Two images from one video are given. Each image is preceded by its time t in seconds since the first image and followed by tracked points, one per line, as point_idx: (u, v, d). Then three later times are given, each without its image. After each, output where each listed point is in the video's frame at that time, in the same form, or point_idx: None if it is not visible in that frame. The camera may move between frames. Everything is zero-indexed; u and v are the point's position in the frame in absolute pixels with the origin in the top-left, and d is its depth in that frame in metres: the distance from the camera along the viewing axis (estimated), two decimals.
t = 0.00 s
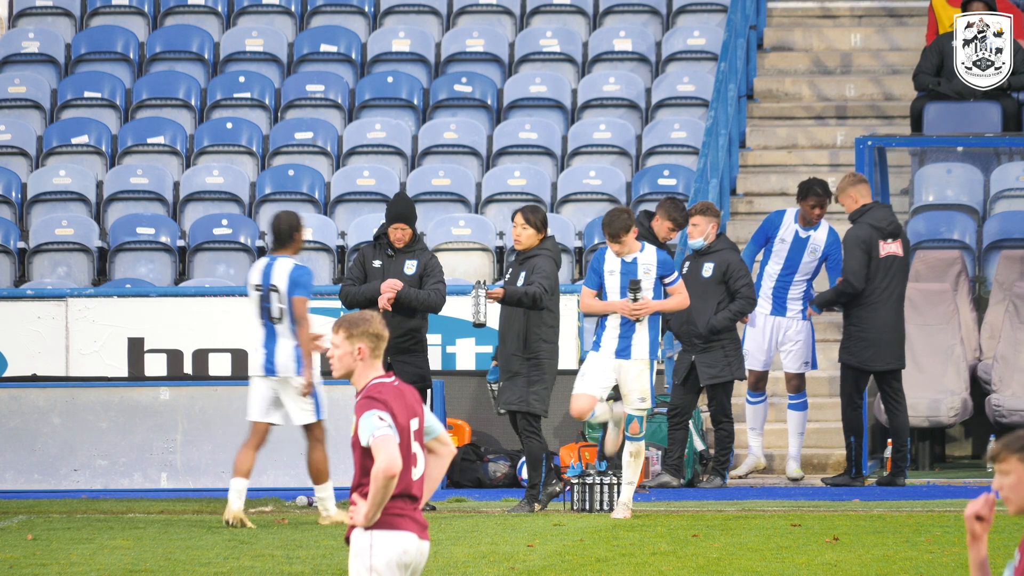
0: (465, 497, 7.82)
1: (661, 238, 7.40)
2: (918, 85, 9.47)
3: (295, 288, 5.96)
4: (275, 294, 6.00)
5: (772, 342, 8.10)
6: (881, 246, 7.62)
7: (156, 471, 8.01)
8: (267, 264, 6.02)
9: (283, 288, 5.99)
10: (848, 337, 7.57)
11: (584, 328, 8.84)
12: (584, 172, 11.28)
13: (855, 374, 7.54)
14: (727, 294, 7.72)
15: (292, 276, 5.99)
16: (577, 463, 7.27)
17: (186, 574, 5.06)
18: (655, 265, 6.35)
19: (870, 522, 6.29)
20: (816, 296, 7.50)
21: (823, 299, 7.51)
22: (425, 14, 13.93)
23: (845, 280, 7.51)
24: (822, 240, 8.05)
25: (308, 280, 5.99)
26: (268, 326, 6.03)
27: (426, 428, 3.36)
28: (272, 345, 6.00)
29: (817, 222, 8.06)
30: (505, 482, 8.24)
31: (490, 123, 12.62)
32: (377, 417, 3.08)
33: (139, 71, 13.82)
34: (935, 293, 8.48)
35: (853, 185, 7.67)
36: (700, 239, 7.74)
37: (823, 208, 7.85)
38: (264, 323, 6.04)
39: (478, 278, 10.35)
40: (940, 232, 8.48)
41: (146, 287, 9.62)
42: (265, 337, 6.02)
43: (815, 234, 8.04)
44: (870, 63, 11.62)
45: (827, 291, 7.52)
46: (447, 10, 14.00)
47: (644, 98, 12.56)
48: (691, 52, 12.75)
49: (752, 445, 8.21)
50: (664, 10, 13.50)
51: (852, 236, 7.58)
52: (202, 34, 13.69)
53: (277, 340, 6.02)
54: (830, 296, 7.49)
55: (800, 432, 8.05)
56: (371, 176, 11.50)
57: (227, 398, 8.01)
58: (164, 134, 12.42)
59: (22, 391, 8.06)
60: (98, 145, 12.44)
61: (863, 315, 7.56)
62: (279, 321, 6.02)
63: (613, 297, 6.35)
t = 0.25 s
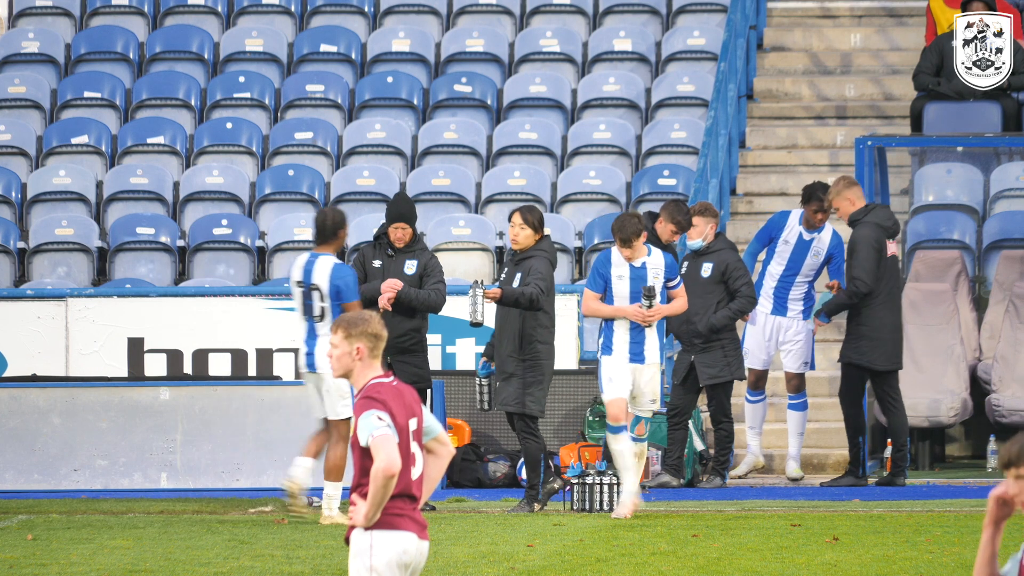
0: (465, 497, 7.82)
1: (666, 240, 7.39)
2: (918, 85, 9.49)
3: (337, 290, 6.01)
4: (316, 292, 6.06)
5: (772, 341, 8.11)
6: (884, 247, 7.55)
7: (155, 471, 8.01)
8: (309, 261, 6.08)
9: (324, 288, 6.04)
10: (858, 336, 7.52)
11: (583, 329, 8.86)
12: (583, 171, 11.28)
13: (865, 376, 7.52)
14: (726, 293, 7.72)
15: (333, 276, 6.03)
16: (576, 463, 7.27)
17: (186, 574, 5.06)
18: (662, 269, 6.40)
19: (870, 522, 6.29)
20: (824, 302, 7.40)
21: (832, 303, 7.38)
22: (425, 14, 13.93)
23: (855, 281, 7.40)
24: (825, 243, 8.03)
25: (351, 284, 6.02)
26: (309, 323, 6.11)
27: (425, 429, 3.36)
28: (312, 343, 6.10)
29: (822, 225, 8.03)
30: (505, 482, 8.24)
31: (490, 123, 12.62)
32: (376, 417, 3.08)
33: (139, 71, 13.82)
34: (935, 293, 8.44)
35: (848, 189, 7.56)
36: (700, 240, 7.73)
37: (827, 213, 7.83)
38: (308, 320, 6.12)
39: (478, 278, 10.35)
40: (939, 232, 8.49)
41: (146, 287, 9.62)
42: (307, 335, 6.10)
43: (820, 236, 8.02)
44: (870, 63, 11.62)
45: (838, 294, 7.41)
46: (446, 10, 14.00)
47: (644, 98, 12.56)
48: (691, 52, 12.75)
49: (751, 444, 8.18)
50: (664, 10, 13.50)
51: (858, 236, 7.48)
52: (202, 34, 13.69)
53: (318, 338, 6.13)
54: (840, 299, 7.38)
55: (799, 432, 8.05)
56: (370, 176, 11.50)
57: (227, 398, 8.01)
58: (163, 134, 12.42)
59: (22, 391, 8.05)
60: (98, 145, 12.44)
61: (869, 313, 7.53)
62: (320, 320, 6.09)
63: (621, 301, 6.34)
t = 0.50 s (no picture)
0: (465, 497, 7.82)
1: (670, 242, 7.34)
2: (918, 85, 9.49)
3: (380, 289, 5.76)
4: (359, 293, 5.79)
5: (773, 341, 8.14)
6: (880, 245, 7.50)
7: (155, 471, 8.01)
8: (351, 263, 5.79)
9: (367, 288, 5.78)
10: (858, 338, 7.46)
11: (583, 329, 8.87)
12: (583, 171, 11.28)
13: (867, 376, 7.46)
14: (727, 291, 7.72)
15: (375, 277, 5.76)
16: (576, 462, 7.28)
17: (185, 574, 5.06)
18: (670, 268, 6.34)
19: (870, 522, 6.29)
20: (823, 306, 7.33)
21: (832, 306, 7.31)
22: (425, 14, 13.93)
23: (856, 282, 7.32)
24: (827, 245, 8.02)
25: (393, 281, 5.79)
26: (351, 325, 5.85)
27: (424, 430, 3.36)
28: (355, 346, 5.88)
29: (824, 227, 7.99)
30: (505, 482, 8.24)
31: (490, 123, 12.62)
32: (376, 417, 3.08)
33: (139, 71, 13.82)
34: (935, 294, 8.46)
35: (838, 190, 7.51)
36: (700, 241, 7.70)
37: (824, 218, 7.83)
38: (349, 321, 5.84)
39: (478, 277, 10.35)
40: (940, 232, 8.51)
41: (146, 287, 9.62)
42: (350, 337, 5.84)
43: (821, 239, 8.01)
44: (870, 63, 11.62)
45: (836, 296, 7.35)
46: (446, 10, 14.00)
47: (644, 98, 12.56)
48: (691, 52, 12.75)
49: (747, 443, 8.22)
50: (664, 10, 13.50)
51: (856, 237, 7.41)
52: (202, 34, 13.70)
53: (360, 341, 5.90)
54: (843, 302, 7.31)
55: (799, 432, 8.04)
56: (370, 176, 11.51)
57: (226, 398, 8.00)
58: (163, 134, 12.42)
59: (22, 391, 8.05)
60: (98, 145, 12.44)
61: (870, 314, 7.48)
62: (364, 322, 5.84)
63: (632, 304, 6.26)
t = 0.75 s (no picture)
0: (464, 497, 7.82)
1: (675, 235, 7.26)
2: (918, 85, 9.49)
3: (410, 280, 5.78)
4: (392, 288, 5.82)
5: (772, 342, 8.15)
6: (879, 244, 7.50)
7: (155, 471, 8.01)
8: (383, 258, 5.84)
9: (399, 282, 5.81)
10: (854, 336, 7.44)
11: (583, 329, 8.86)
12: (583, 171, 11.28)
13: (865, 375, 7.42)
14: (726, 292, 7.72)
15: (406, 269, 5.79)
16: (575, 462, 7.28)
17: (185, 574, 5.05)
18: (673, 265, 6.15)
19: (870, 522, 6.29)
20: (822, 301, 7.30)
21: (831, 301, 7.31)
22: (425, 14, 13.93)
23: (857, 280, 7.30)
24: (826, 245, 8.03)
25: (423, 272, 5.80)
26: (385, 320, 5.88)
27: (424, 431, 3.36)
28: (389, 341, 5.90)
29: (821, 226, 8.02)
30: (505, 482, 8.24)
31: (490, 123, 12.62)
32: (376, 417, 3.08)
33: (139, 71, 13.83)
34: (935, 294, 8.48)
35: (833, 190, 7.39)
36: (700, 241, 7.73)
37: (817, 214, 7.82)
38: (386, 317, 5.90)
39: (477, 277, 10.34)
40: (940, 232, 8.50)
41: (145, 287, 9.62)
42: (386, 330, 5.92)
43: (821, 238, 8.03)
44: (870, 63, 11.63)
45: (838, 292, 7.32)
46: (446, 10, 14.00)
47: (644, 98, 12.56)
48: (691, 52, 12.75)
49: (746, 441, 8.21)
50: (664, 10, 13.50)
51: (854, 236, 7.43)
52: (202, 34, 13.70)
53: (394, 335, 5.92)
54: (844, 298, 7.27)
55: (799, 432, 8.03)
56: (370, 176, 11.51)
57: (226, 398, 8.00)
58: (163, 134, 12.42)
59: (22, 391, 8.05)
60: (98, 145, 12.44)
61: (870, 312, 7.47)
62: (398, 316, 5.87)
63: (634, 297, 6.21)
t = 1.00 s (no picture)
0: (464, 497, 7.82)
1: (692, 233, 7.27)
2: (918, 85, 9.48)
3: (438, 275, 5.91)
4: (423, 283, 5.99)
5: (772, 343, 8.15)
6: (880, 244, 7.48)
7: (155, 471, 8.01)
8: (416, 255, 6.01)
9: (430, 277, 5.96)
10: (852, 335, 7.40)
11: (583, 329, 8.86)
12: (583, 172, 11.29)
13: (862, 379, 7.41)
14: (727, 293, 7.71)
15: (438, 264, 5.94)
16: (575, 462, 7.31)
17: (185, 573, 5.05)
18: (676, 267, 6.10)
19: (870, 522, 6.29)
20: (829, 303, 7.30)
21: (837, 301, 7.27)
22: (425, 14, 13.93)
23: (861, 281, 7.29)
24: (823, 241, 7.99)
25: (454, 267, 5.92)
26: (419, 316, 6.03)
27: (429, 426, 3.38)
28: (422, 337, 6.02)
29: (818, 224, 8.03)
30: (505, 483, 8.25)
31: (490, 123, 12.62)
32: (376, 417, 3.07)
33: (139, 71, 13.83)
34: (935, 294, 8.49)
35: (833, 189, 7.39)
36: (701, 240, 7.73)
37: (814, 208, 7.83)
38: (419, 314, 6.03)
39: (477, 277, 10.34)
40: (940, 232, 8.50)
41: (145, 287, 9.62)
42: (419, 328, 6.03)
43: (817, 236, 8.02)
44: (870, 63, 11.63)
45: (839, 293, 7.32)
46: (446, 10, 14.00)
47: (643, 98, 12.56)
48: (691, 52, 12.75)
49: (747, 441, 8.21)
50: (664, 10, 13.50)
51: (857, 236, 7.42)
52: (201, 34, 13.70)
53: (427, 332, 6.03)
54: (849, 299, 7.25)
55: (799, 432, 8.03)
56: (370, 176, 11.51)
57: (226, 398, 8.00)
58: (163, 134, 12.42)
59: (21, 391, 8.05)
60: (98, 145, 12.44)
61: (870, 312, 7.44)
62: (429, 311, 6.00)
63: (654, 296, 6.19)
